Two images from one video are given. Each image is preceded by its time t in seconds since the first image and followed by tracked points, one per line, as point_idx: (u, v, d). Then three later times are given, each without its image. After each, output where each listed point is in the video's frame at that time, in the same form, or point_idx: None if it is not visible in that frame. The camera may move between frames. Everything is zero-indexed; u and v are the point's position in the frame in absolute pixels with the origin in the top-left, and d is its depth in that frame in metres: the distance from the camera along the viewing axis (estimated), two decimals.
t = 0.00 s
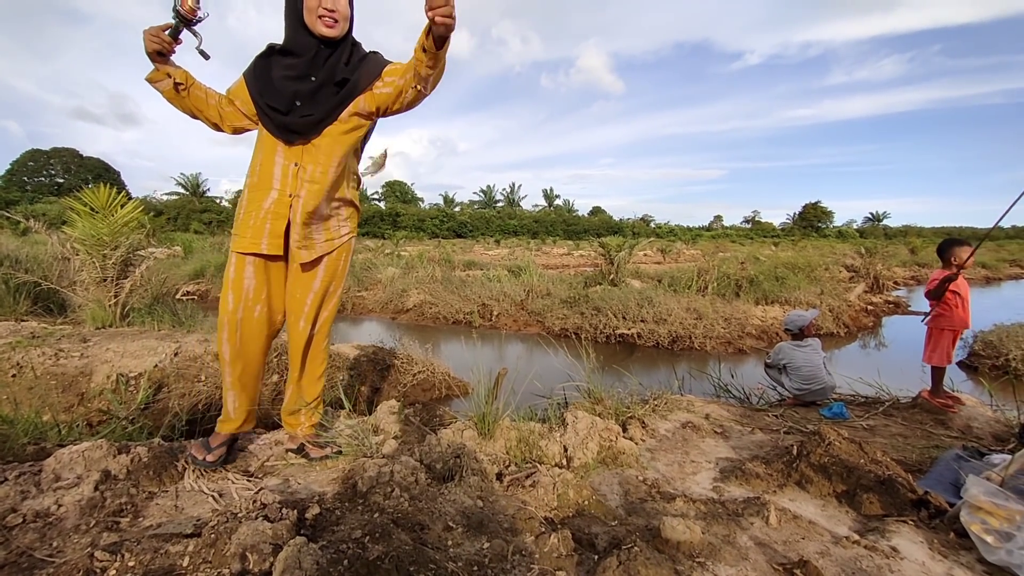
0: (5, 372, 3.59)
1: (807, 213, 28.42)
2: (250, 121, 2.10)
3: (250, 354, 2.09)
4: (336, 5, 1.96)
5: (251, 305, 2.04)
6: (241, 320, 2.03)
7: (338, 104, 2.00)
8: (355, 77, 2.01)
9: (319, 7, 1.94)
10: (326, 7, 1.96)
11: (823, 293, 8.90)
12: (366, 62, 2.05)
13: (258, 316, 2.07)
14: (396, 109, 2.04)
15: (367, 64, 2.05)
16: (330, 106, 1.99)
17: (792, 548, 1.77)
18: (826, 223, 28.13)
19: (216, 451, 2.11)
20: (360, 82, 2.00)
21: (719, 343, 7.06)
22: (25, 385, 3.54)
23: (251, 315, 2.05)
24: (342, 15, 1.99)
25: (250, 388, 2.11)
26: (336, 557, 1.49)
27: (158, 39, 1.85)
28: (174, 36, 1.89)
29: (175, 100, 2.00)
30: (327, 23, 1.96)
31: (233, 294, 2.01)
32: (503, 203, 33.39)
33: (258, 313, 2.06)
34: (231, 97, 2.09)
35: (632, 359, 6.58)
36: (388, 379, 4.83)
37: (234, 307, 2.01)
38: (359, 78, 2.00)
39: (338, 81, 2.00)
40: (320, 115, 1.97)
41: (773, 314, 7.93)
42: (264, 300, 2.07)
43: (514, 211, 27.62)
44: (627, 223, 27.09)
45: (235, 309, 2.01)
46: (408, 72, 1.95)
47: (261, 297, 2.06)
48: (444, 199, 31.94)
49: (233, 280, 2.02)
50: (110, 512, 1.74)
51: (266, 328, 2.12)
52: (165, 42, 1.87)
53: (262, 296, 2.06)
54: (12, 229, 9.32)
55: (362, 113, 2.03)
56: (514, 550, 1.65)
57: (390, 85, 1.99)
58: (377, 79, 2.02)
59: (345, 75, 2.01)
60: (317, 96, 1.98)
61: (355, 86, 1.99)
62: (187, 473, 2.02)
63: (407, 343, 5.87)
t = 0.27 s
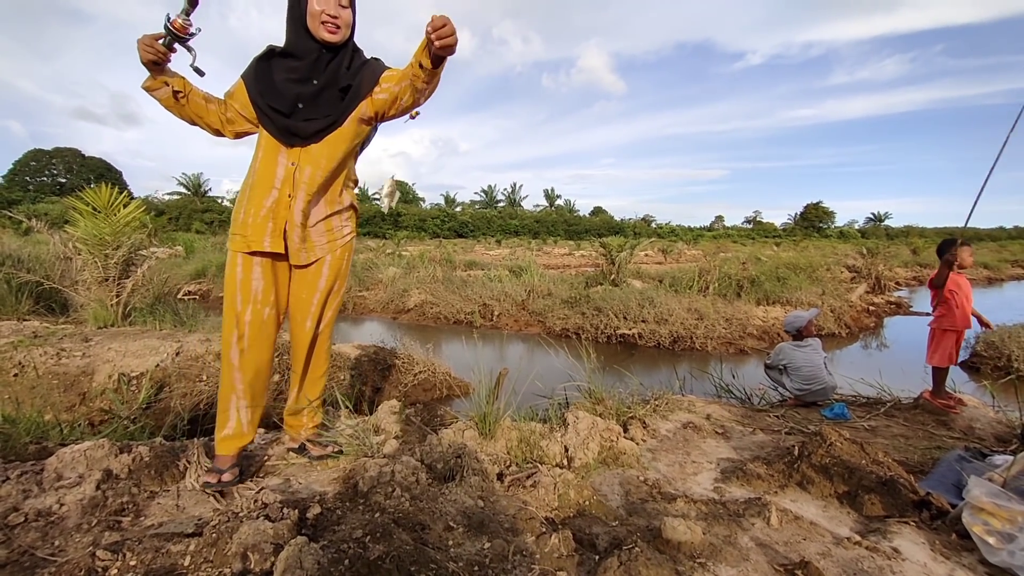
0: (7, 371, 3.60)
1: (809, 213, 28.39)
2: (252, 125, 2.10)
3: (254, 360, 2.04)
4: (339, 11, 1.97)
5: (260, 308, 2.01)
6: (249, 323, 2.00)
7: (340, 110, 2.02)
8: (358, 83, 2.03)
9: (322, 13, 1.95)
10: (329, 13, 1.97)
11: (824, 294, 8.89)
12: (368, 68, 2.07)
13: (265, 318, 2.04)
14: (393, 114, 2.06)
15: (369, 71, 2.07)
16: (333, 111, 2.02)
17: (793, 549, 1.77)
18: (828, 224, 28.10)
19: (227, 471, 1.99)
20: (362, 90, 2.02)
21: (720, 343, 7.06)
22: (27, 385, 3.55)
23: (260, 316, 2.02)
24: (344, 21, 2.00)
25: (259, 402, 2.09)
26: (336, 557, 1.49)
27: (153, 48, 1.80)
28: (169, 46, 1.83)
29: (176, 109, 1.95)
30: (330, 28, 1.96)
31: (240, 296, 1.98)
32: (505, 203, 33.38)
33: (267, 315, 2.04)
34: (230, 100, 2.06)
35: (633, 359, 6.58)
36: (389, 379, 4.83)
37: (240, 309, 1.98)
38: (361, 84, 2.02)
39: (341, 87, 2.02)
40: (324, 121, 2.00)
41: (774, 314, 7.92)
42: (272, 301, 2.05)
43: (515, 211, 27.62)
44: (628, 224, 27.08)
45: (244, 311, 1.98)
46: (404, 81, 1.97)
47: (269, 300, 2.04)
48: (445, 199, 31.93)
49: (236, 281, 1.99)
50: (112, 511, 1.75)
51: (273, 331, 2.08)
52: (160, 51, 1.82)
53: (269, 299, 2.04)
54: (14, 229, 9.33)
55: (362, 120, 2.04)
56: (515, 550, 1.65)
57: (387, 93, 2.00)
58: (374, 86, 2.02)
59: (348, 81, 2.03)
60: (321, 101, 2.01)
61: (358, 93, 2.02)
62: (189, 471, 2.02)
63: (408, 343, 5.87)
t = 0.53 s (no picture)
0: (11, 371, 3.61)
1: (811, 214, 28.35)
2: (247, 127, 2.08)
3: (246, 360, 1.91)
4: (336, 13, 1.98)
5: (262, 308, 1.93)
6: (250, 324, 1.90)
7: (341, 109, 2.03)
8: (356, 83, 2.04)
9: (320, 14, 1.95)
10: (327, 14, 1.97)
11: (827, 294, 8.87)
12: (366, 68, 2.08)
13: (263, 318, 1.94)
14: (397, 116, 2.07)
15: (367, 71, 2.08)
16: (333, 110, 2.01)
17: (795, 550, 1.77)
18: (830, 224, 28.04)
19: (235, 489, 1.88)
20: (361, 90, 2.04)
21: (722, 343, 7.05)
22: (30, 384, 3.56)
23: (261, 317, 1.93)
24: (341, 22, 2.01)
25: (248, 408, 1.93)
26: (338, 557, 1.49)
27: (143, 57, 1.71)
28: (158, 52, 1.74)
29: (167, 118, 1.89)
30: (327, 29, 1.97)
31: (242, 296, 1.90)
32: (507, 204, 33.37)
33: (268, 315, 1.96)
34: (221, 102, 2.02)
35: (635, 360, 6.57)
36: (391, 379, 4.83)
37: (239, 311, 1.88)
38: (361, 85, 2.03)
39: (340, 87, 2.03)
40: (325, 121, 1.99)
41: (776, 314, 7.91)
42: (274, 302, 1.98)
43: (517, 211, 27.61)
44: (630, 224, 27.05)
45: (247, 313, 1.89)
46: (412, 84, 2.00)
47: (271, 300, 1.96)
48: (447, 199, 31.93)
49: (237, 282, 1.90)
50: (115, 510, 1.75)
51: (270, 333, 1.98)
52: (147, 59, 1.73)
53: (271, 300, 1.97)
54: (18, 229, 9.36)
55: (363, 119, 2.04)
56: (516, 550, 1.65)
57: (392, 94, 2.01)
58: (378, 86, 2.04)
59: (347, 82, 2.04)
60: (320, 100, 2.00)
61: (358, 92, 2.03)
62: (191, 470, 2.02)
63: (410, 343, 5.87)
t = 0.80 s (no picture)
0: (11, 371, 3.61)
1: (812, 214, 28.35)
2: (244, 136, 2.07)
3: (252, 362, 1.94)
4: (323, 8, 1.92)
5: (259, 310, 1.94)
6: (247, 327, 1.91)
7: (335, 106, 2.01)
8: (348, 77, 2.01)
9: (307, 10, 1.90)
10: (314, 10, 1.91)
11: (827, 294, 8.87)
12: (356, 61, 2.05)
13: (263, 320, 1.95)
14: (400, 104, 2.07)
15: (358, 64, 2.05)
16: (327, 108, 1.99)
17: (795, 550, 1.76)
18: (830, 224, 28.04)
19: (235, 491, 1.87)
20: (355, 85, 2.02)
21: (722, 343, 7.05)
22: (31, 384, 3.56)
23: (259, 319, 1.94)
24: (329, 18, 1.95)
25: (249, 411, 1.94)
26: (339, 557, 1.49)
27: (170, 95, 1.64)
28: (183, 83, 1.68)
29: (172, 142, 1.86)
30: (315, 26, 1.92)
31: (239, 298, 1.91)
32: (507, 204, 33.36)
33: (266, 317, 1.96)
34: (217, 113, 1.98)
35: (635, 360, 6.57)
36: (391, 379, 4.83)
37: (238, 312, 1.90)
38: (356, 80, 2.01)
39: (332, 82, 2.00)
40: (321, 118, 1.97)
41: (777, 314, 7.91)
42: (271, 304, 1.97)
43: (517, 211, 27.61)
44: (631, 224, 27.04)
45: (243, 314, 1.91)
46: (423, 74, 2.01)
47: (267, 302, 1.96)
48: (448, 199, 31.92)
49: (237, 285, 1.92)
50: (115, 510, 1.75)
51: (269, 334, 1.99)
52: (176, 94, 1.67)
53: (269, 301, 1.97)
54: (19, 228, 9.36)
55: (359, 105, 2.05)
56: (516, 550, 1.65)
57: (398, 81, 2.02)
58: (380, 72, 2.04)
59: (341, 77, 2.01)
60: (314, 99, 1.98)
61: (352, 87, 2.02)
62: (191, 470, 2.02)
63: (411, 343, 5.87)
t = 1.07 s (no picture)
0: (12, 371, 3.61)
1: (812, 214, 28.35)
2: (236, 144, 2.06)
3: (254, 363, 1.94)
4: (311, 6, 1.82)
5: (261, 314, 1.93)
6: (249, 330, 1.90)
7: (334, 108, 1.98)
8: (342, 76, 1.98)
9: (296, 9, 1.79)
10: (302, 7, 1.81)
11: (827, 294, 8.87)
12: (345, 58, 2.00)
13: (265, 324, 1.94)
14: (404, 107, 2.12)
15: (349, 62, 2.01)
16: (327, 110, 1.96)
17: (795, 550, 1.76)
18: (830, 225, 28.04)
19: (234, 490, 1.87)
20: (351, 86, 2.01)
21: (722, 343, 7.05)
22: (31, 384, 3.56)
23: (260, 323, 1.92)
24: (316, 16, 1.85)
25: (250, 410, 1.94)
26: (339, 557, 1.49)
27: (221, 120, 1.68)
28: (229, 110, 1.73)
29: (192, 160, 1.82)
30: (306, 24, 1.82)
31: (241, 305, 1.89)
32: (507, 204, 33.35)
33: (266, 321, 1.94)
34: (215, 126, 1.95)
35: (635, 360, 6.57)
36: (391, 379, 4.84)
37: (241, 319, 1.89)
38: (352, 80, 2.00)
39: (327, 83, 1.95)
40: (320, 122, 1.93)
41: (777, 314, 7.92)
42: (272, 308, 1.96)
43: (517, 211, 27.61)
44: (631, 224, 27.04)
45: (244, 319, 1.89)
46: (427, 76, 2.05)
47: (268, 306, 1.95)
48: (448, 199, 31.91)
49: (238, 292, 1.90)
50: (115, 510, 1.75)
51: (271, 338, 1.98)
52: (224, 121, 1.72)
53: (270, 306, 1.95)
54: (19, 228, 9.37)
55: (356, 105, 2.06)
56: (516, 550, 1.65)
57: (401, 85, 2.06)
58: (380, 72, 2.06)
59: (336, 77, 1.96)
60: (313, 102, 1.93)
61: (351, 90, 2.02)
62: (191, 470, 2.02)
63: (411, 343, 5.87)
